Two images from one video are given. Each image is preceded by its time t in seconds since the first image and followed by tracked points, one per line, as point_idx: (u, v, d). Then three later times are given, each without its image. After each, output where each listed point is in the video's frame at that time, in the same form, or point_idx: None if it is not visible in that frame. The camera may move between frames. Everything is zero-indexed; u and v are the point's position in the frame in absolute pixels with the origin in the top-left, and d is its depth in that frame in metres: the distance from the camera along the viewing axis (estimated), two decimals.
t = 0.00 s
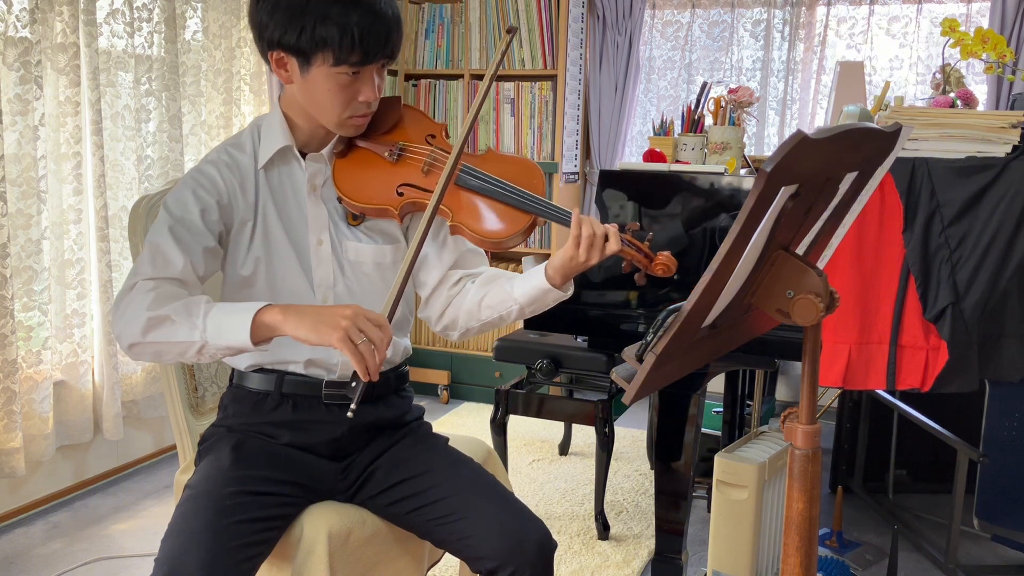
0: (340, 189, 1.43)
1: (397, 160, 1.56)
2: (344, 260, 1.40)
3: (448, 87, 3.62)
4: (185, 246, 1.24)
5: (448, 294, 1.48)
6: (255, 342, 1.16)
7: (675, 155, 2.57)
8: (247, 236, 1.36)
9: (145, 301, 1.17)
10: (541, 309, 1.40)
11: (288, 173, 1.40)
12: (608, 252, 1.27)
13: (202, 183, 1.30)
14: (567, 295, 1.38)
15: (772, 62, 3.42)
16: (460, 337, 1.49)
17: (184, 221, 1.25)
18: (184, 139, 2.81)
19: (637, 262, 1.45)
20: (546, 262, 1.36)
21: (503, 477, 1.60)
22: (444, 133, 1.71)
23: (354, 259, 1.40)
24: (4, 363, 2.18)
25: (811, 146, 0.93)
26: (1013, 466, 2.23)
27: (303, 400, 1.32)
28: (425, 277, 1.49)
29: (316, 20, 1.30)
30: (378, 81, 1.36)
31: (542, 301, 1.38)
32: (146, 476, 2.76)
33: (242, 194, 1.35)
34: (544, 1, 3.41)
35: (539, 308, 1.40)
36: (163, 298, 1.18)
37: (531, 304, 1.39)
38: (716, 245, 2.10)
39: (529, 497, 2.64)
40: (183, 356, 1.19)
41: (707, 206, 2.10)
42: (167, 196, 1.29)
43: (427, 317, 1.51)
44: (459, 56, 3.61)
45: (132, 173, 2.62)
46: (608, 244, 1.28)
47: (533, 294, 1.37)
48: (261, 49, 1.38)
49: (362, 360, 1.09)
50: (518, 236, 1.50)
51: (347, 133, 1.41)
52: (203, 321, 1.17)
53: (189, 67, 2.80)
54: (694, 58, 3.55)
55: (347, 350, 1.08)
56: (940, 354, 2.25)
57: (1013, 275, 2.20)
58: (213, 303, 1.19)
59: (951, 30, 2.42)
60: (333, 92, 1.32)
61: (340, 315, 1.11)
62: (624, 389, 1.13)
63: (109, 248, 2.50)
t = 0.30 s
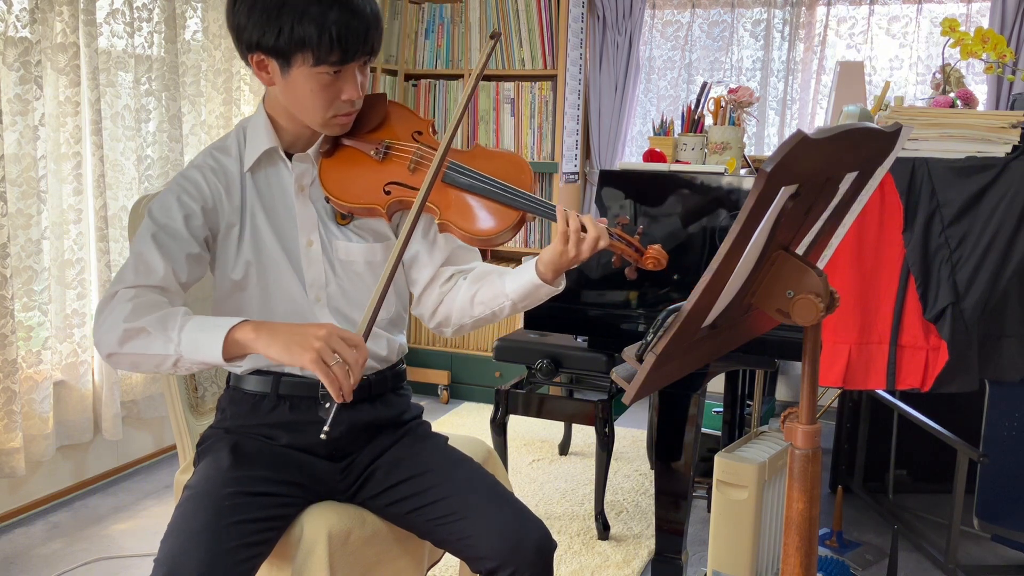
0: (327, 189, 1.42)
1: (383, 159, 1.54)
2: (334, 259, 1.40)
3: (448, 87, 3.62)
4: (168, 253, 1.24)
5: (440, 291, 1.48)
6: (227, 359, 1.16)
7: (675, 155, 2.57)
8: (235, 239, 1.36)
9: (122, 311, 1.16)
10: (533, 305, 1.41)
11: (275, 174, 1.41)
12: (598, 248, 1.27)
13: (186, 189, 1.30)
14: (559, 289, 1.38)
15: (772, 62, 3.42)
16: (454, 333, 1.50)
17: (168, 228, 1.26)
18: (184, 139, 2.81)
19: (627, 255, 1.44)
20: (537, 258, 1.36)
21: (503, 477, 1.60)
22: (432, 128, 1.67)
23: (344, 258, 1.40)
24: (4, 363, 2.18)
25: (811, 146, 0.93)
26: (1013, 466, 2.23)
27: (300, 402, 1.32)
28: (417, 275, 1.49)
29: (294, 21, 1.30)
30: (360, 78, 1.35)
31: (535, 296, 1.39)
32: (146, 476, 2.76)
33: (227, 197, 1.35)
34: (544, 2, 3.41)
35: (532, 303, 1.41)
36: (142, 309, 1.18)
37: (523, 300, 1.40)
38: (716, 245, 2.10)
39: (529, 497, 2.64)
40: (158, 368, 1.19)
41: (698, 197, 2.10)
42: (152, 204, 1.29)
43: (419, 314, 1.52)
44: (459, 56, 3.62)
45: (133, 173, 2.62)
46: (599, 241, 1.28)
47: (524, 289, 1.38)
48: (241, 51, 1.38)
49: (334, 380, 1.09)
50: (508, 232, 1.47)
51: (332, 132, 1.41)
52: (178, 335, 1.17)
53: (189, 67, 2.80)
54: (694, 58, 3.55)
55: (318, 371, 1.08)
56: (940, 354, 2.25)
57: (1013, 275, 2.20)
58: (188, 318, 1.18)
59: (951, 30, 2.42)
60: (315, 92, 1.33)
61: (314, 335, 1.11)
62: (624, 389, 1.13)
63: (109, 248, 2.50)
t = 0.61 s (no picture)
0: (321, 190, 1.43)
1: (375, 156, 1.53)
2: (329, 259, 1.40)
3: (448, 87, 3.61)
4: (165, 256, 1.24)
5: (436, 288, 1.48)
6: (235, 355, 1.16)
7: (675, 155, 2.57)
8: (230, 241, 1.36)
9: (126, 316, 1.17)
10: (528, 302, 1.40)
11: (268, 175, 1.41)
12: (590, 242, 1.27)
13: (181, 192, 1.30)
14: (554, 286, 1.37)
15: (772, 62, 3.42)
16: (450, 330, 1.50)
17: (164, 231, 1.26)
18: (184, 139, 2.81)
19: (622, 249, 1.44)
20: (530, 256, 1.35)
21: (503, 477, 1.60)
22: (425, 125, 1.66)
23: (340, 257, 1.40)
24: (4, 363, 2.18)
25: (811, 146, 0.93)
26: (1013, 466, 2.23)
27: (298, 402, 1.32)
28: (412, 273, 1.50)
29: (279, 20, 1.30)
30: (349, 76, 1.35)
31: (528, 293, 1.37)
32: (146, 476, 2.76)
33: (222, 199, 1.35)
34: (544, 2, 3.41)
35: (526, 301, 1.39)
36: (144, 313, 1.18)
37: (516, 296, 1.38)
38: (716, 245, 2.10)
39: (529, 497, 2.64)
40: (165, 370, 1.19)
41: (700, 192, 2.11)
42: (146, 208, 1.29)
43: (416, 311, 1.52)
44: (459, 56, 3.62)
45: (133, 173, 2.62)
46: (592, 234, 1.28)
47: (518, 286, 1.37)
48: (229, 53, 1.39)
49: (345, 368, 1.10)
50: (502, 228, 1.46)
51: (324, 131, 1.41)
52: (183, 335, 1.16)
53: (189, 67, 2.80)
54: (694, 58, 3.55)
55: (328, 360, 1.08)
56: (940, 354, 2.25)
57: (1013, 275, 2.20)
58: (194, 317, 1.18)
59: (951, 30, 2.42)
60: (304, 91, 1.32)
61: (320, 324, 1.11)
62: (624, 389, 1.13)
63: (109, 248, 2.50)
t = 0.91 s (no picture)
0: (325, 185, 1.42)
1: (378, 150, 1.54)
2: (334, 257, 1.40)
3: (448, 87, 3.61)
4: (167, 252, 1.24)
5: (444, 281, 1.48)
6: (230, 343, 1.16)
7: (675, 155, 2.57)
8: (233, 239, 1.36)
9: (122, 306, 1.17)
10: (537, 287, 1.39)
11: (272, 173, 1.41)
12: (597, 223, 1.26)
13: (183, 191, 1.30)
14: (561, 268, 1.36)
15: (772, 62, 3.42)
16: (461, 325, 1.49)
17: (166, 229, 1.26)
18: (184, 139, 2.81)
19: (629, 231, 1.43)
20: (535, 240, 1.35)
21: (503, 477, 1.60)
22: (426, 118, 1.67)
23: (344, 256, 1.40)
24: (4, 363, 2.18)
25: (812, 146, 0.93)
26: (1013, 466, 2.23)
27: (299, 402, 1.32)
28: (420, 268, 1.50)
29: (278, 16, 1.30)
30: (349, 69, 1.35)
31: (537, 277, 1.37)
32: (146, 476, 2.76)
33: (225, 198, 1.35)
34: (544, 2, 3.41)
35: (535, 285, 1.39)
36: (141, 304, 1.18)
37: (525, 282, 1.38)
38: (716, 245, 2.10)
39: (529, 497, 2.64)
40: (161, 361, 1.19)
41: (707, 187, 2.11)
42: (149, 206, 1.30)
43: (425, 308, 1.51)
44: (459, 56, 3.62)
45: (133, 173, 2.62)
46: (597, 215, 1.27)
47: (525, 270, 1.36)
48: (229, 53, 1.39)
49: (336, 360, 1.09)
50: (508, 214, 1.47)
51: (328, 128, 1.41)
52: (178, 325, 1.16)
53: (189, 67, 2.80)
54: (694, 58, 3.55)
55: (319, 350, 1.07)
56: (940, 354, 2.25)
57: (1013, 275, 2.20)
58: (187, 308, 1.18)
59: (951, 30, 2.42)
60: (305, 86, 1.32)
61: (314, 315, 1.10)
62: (624, 389, 1.13)
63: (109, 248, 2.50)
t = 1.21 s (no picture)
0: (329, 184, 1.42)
1: (383, 149, 1.55)
2: (339, 256, 1.40)
3: (448, 87, 3.61)
4: (171, 252, 1.25)
5: (453, 280, 1.48)
6: (230, 352, 1.15)
7: (675, 155, 2.57)
8: (238, 239, 1.36)
9: (125, 310, 1.17)
10: (546, 286, 1.38)
11: (277, 173, 1.41)
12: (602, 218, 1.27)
13: (189, 191, 1.31)
14: (569, 268, 1.36)
15: (772, 62, 3.42)
16: (470, 324, 1.49)
17: (170, 229, 1.26)
18: (184, 139, 2.81)
19: (634, 225, 1.43)
20: (543, 240, 1.35)
21: (503, 478, 1.60)
22: (430, 117, 1.67)
23: (349, 255, 1.40)
24: (4, 363, 2.18)
25: (812, 146, 0.93)
26: (1014, 466, 2.23)
27: (302, 401, 1.32)
28: (429, 268, 1.50)
29: (284, 16, 1.31)
30: (354, 70, 1.35)
31: (545, 277, 1.36)
32: (146, 476, 2.76)
33: (229, 198, 1.36)
34: (544, 2, 3.41)
35: (544, 285, 1.38)
36: (146, 305, 1.18)
37: (533, 282, 1.37)
38: (716, 245, 2.10)
39: (529, 497, 2.64)
40: (163, 365, 1.19)
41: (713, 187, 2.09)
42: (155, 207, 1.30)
43: (435, 307, 1.51)
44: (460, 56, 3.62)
45: (133, 173, 2.62)
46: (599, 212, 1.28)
47: (534, 271, 1.36)
48: (235, 52, 1.39)
49: (337, 368, 1.09)
50: (511, 211, 1.47)
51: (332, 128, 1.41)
52: (180, 331, 1.16)
53: (189, 67, 2.80)
54: (694, 58, 3.55)
55: (320, 360, 1.08)
56: (940, 354, 2.25)
57: (1013, 275, 2.20)
58: (191, 313, 1.18)
59: (951, 30, 2.42)
60: (310, 86, 1.33)
61: (315, 323, 1.11)
62: (624, 389, 1.13)
63: (109, 248, 2.50)
